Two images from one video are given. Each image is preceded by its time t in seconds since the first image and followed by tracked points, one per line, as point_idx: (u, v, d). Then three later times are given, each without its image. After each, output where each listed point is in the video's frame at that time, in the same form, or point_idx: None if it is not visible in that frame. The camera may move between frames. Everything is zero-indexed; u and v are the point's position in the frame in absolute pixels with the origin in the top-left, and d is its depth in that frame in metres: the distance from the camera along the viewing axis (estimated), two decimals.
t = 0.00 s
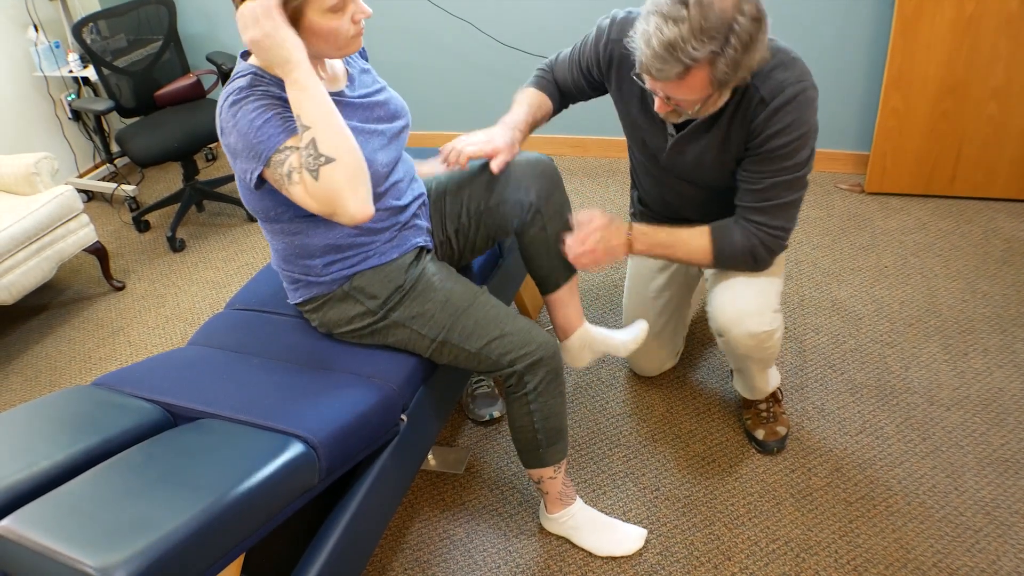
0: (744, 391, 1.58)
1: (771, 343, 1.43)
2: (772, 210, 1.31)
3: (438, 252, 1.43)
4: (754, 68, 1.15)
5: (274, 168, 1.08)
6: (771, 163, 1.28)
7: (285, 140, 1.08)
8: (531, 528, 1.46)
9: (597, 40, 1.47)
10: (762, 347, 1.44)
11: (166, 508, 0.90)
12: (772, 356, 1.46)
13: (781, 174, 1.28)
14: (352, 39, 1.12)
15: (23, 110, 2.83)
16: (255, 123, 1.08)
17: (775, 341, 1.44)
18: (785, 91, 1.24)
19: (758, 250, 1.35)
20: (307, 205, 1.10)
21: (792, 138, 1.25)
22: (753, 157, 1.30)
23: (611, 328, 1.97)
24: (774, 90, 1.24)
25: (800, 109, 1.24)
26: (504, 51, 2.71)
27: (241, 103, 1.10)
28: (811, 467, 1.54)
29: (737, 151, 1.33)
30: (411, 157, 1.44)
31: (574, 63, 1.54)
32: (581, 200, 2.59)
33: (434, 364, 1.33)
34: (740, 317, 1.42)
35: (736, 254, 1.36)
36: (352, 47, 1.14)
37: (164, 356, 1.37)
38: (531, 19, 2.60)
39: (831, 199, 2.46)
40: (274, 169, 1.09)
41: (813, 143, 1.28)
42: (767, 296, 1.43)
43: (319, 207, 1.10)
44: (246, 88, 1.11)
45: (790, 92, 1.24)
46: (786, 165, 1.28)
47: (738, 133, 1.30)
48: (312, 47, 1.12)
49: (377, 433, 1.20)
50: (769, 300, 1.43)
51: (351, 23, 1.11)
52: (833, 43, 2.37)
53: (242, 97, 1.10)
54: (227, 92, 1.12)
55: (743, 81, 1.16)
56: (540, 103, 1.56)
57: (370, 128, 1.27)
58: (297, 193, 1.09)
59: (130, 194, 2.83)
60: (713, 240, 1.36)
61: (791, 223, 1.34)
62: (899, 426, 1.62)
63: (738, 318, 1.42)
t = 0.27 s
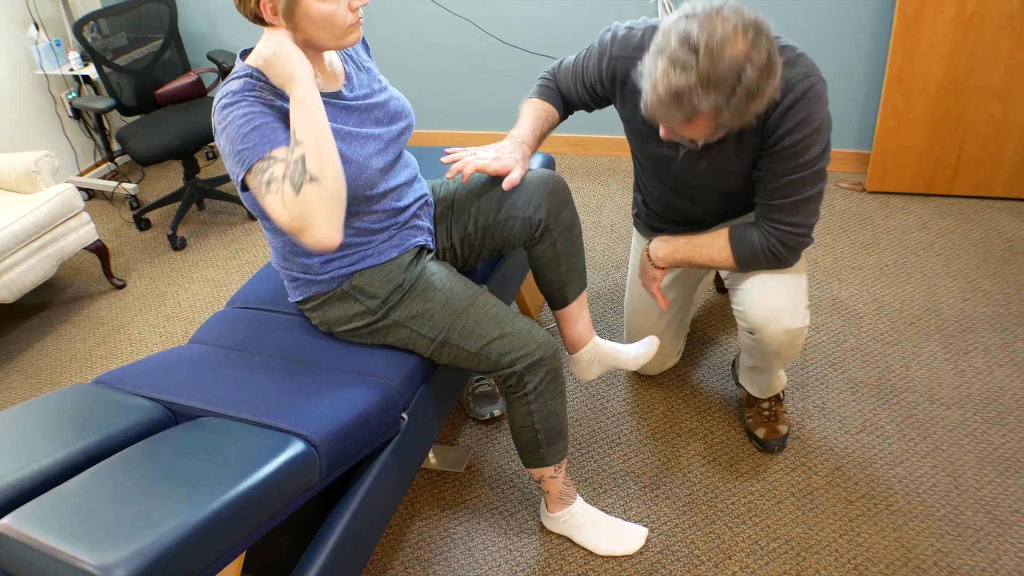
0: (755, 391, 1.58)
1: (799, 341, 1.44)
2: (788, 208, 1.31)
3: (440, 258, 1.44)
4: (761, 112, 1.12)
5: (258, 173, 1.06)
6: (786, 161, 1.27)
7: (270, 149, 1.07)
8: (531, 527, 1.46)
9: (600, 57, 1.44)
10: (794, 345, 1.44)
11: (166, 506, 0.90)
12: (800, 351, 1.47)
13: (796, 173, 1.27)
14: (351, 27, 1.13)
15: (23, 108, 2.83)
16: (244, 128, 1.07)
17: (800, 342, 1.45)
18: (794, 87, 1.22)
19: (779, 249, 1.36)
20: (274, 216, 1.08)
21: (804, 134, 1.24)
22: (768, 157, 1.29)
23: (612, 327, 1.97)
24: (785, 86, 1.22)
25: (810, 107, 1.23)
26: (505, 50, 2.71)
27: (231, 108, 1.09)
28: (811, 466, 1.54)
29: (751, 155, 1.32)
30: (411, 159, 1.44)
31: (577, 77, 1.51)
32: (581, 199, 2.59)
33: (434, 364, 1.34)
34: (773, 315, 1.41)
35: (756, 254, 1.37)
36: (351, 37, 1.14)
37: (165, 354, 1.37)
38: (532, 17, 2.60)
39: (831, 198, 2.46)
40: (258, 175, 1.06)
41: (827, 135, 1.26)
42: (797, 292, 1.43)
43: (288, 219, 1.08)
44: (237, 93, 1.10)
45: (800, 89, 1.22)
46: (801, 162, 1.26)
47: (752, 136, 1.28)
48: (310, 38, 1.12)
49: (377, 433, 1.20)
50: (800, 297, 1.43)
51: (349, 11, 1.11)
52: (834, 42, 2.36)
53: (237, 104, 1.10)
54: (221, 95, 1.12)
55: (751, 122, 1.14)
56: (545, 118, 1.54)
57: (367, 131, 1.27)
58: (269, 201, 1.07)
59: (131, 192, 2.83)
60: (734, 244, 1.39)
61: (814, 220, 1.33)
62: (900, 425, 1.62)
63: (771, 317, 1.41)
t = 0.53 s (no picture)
0: (754, 390, 1.58)
1: (800, 341, 1.44)
2: (799, 213, 1.31)
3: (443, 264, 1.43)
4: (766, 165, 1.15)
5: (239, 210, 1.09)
6: (798, 166, 1.27)
7: (272, 203, 1.10)
8: (532, 525, 1.46)
9: (607, 72, 1.43)
10: (792, 346, 1.45)
11: (166, 505, 0.90)
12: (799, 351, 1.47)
13: (809, 178, 1.27)
14: (340, 27, 1.12)
15: (25, 107, 2.83)
16: (258, 163, 1.07)
17: (800, 342, 1.45)
18: (805, 95, 1.24)
19: (786, 250, 1.37)
20: (240, 265, 1.12)
21: (816, 141, 1.24)
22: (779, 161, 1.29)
23: (613, 327, 1.97)
24: (795, 94, 1.24)
25: (821, 113, 1.23)
26: (505, 49, 2.70)
27: (247, 127, 1.07)
28: (812, 465, 1.54)
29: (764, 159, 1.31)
30: (411, 160, 1.43)
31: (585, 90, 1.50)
32: (583, 198, 2.58)
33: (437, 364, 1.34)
34: (778, 313, 1.41)
35: (765, 254, 1.39)
36: (342, 35, 1.13)
37: (166, 353, 1.37)
38: (533, 16, 2.60)
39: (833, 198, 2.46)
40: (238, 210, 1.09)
41: (838, 141, 1.26)
42: (798, 295, 1.43)
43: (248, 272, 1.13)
44: (253, 105, 1.08)
45: (810, 98, 1.23)
46: (812, 168, 1.26)
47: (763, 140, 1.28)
48: (300, 37, 1.11)
49: (378, 431, 1.20)
50: (800, 299, 1.43)
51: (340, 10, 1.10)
52: (836, 42, 2.36)
53: (249, 116, 1.07)
54: (231, 102, 1.10)
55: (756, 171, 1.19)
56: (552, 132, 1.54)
57: (372, 133, 1.27)
58: (245, 253, 1.11)
59: (132, 191, 2.83)
60: (745, 247, 1.39)
61: (825, 221, 1.33)
62: (901, 425, 1.62)
63: (776, 315, 1.41)
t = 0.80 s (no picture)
0: (758, 391, 1.58)
1: (808, 337, 1.44)
2: (806, 211, 1.32)
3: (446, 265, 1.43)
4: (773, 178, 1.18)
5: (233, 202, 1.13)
6: (803, 164, 1.27)
7: (262, 196, 1.11)
8: (534, 526, 1.46)
9: (609, 84, 1.43)
10: (802, 341, 1.44)
11: (167, 504, 0.90)
12: (807, 348, 1.47)
13: (812, 176, 1.28)
14: (334, 36, 1.12)
15: (27, 106, 2.84)
16: (250, 155, 1.09)
17: (808, 338, 1.45)
18: (808, 96, 1.24)
19: (797, 248, 1.37)
20: (237, 261, 1.17)
21: (818, 141, 1.24)
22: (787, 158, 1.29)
23: (615, 327, 1.97)
24: (797, 96, 1.24)
25: (824, 113, 1.24)
26: (507, 48, 2.70)
27: (242, 121, 1.09)
28: (813, 466, 1.54)
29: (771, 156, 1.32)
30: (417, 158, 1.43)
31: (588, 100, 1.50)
32: (585, 198, 2.58)
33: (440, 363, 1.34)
34: (784, 309, 1.41)
35: (775, 251, 1.39)
36: (336, 43, 1.14)
37: (168, 352, 1.37)
38: (535, 16, 2.60)
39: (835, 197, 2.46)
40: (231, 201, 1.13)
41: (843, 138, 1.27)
42: (806, 290, 1.44)
43: (246, 271, 1.17)
44: (249, 100, 1.11)
45: (813, 98, 1.24)
46: (817, 166, 1.27)
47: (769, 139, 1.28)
48: (294, 44, 1.11)
49: (379, 431, 1.20)
50: (807, 293, 1.44)
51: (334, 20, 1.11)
52: (838, 41, 2.36)
53: (244, 111, 1.10)
54: (231, 100, 1.13)
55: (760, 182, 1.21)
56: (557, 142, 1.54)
57: (375, 129, 1.27)
58: (242, 247, 1.16)
59: (135, 190, 2.83)
60: (755, 243, 1.39)
61: (833, 218, 1.33)
62: (903, 425, 1.62)
63: (781, 311, 1.41)
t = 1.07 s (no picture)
0: (760, 391, 1.58)
1: (811, 332, 1.44)
2: (810, 204, 1.32)
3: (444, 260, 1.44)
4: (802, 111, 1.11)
5: (245, 202, 1.12)
6: (807, 158, 1.28)
7: (272, 193, 1.12)
8: (536, 529, 1.46)
9: (614, 58, 1.40)
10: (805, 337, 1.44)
11: (169, 506, 0.90)
12: (810, 346, 1.47)
13: (813, 171, 1.29)
14: (335, 47, 1.13)
15: (29, 108, 2.84)
16: (259, 152, 1.09)
17: (812, 333, 1.45)
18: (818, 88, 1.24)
19: (797, 243, 1.37)
20: (250, 262, 1.16)
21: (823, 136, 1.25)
22: (789, 154, 1.30)
23: (617, 329, 1.98)
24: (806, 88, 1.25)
25: (833, 107, 1.24)
26: (508, 50, 2.71)
27: (249, 118, 1.10)
28: (815, 467, 1.54)
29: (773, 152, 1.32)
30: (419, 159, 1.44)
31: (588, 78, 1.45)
32: (586, 200, 2.58)
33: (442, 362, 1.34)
34: (790, 305, 1.41)
35: (776, 249, 1.38)
36: (337, 52, 1.15)
37: (171, 353, 1.37)
38: (537, 18, 2.60)
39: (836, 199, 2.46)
40: (242, 201, 1.12)
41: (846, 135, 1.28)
42: (807, 284, 1.44)
43: (258, 273, 1.18)
44: (256, 97, 1.11)
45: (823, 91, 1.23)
46: (822, 160, 1.28)
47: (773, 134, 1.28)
48: (297, 50, 1.12)
49: (382, 433, 1.20)
50: (809, 289, 1.44)
51: (337, 33, 1.12)
52: (839, 42, 2.36)
53: (251, 107, 1.10)
54: (236, 97, 1.13)
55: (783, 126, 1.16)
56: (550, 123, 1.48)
57: (378, 130, 1.28)
58: (255, 248, 1.16)
59: (137, 192, 2.84)
60: (754, 240, 1.38)
61: (831, 213, 1.34)
62: (905, 426, 1.62)
63: (788, 307, 1.41)
